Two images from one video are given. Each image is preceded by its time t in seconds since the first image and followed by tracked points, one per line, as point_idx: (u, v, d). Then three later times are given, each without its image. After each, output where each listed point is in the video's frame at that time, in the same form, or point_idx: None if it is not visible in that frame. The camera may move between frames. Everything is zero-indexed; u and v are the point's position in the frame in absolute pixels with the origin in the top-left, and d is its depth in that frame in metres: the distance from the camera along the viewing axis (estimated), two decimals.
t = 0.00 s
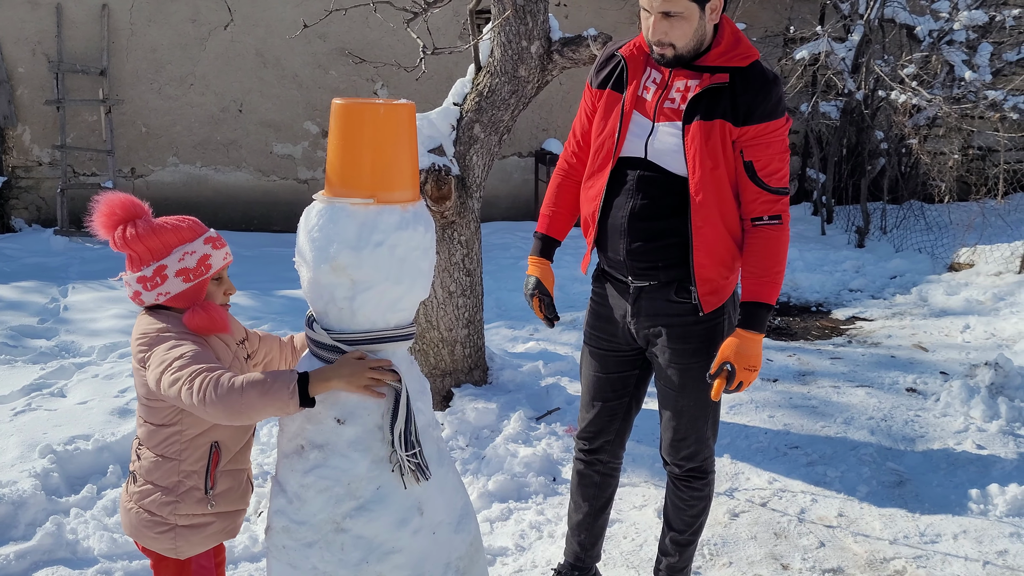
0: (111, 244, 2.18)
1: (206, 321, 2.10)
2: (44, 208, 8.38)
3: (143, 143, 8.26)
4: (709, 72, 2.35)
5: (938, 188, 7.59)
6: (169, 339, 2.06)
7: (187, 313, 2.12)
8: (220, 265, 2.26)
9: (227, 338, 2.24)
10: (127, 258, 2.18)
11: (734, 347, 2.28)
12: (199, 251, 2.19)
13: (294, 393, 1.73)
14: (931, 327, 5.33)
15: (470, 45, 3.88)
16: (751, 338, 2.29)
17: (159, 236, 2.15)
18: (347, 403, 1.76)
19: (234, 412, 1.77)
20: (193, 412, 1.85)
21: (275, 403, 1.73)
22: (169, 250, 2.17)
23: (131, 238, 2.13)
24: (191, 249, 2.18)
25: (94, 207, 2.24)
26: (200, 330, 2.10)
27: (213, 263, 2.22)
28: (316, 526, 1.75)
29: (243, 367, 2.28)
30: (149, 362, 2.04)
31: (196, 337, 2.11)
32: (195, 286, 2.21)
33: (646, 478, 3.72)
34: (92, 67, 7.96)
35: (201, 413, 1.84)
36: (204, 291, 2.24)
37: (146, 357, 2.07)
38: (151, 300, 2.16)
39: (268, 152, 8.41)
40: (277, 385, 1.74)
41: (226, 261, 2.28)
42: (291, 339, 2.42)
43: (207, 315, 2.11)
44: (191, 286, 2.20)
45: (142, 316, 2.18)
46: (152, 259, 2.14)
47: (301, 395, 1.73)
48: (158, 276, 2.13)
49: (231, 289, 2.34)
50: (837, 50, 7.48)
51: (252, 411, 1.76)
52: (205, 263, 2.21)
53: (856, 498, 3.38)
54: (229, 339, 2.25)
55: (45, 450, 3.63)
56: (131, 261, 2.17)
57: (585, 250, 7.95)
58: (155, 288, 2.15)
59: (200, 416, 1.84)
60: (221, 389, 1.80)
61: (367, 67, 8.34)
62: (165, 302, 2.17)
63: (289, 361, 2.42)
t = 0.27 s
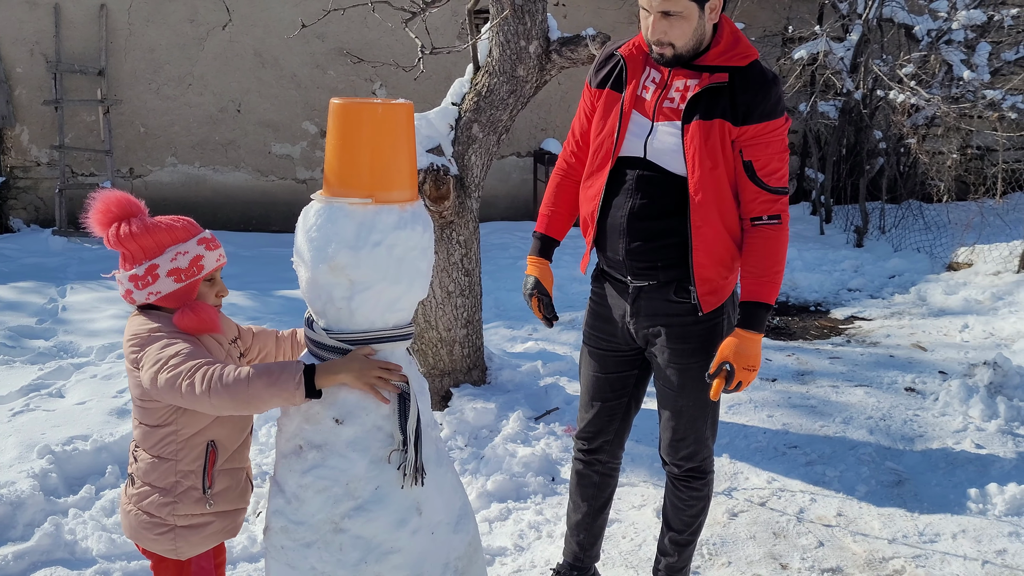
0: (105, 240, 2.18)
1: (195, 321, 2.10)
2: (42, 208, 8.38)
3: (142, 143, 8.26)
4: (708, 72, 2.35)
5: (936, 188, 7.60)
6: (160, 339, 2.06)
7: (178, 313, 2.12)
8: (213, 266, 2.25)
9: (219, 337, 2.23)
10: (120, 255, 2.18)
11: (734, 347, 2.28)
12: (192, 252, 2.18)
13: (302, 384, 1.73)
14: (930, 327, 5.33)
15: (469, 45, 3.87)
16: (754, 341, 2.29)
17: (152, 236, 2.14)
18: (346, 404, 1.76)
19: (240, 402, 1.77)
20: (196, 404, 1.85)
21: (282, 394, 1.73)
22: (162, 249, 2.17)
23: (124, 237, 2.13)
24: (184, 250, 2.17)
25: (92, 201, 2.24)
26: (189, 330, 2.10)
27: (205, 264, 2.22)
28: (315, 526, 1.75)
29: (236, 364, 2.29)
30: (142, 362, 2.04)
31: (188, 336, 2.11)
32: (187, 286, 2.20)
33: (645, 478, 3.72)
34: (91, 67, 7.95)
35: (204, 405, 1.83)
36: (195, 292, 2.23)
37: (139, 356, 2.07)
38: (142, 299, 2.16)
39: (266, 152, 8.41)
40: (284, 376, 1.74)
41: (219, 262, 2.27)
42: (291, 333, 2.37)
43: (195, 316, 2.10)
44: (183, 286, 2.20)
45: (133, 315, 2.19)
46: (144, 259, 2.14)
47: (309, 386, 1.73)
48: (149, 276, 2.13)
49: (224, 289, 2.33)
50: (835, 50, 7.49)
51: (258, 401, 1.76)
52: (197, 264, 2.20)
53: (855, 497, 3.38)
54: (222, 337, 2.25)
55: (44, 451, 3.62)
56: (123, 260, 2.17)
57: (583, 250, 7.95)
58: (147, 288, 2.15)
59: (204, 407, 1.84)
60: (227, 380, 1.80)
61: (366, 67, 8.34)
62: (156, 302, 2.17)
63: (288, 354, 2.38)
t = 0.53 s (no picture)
0: (96, 243, 2.17)
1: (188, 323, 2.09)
2: (40, 209, 8.37)
3: (140, 144, 8.25)
4: (708, 71, 2.35)
5: (935, 187, 7.60)
6: (153, 342, 2.06)
7: (170, 315, 2.10)
8: (205, 267, 2.25)
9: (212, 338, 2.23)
10: (112, 257, 2.18)
11: (729, 343, 2.27)
12: (184, 253, 2.18)
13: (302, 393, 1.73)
14: (928, 326, 5.33)
15: (466, 44, 3.87)
16: (750, 344, 2.28)
17: (143, 237, 2.14)
18: (345, 404, 1.76)
19: (238, 407, 1.78)
20: (192, 407, 1.85)
21: (280, 402, 1.73)
22: (153, 251, 2.17)
23: (115, 238, 2.13)
24: (176, 250, 2.17)
25: (82, 204, 2.23)
26: (182, 332, 2.09)
27: (197, 265, 2.21)
28: (312, 526, 1.75)
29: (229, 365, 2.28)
30: (136, 363, 2.03)
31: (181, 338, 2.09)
32: (179, 287, 2.20)
33: (643, 478, 3.72)
34: (89, 67, 7.94)
35: (201, 408, 1.83)
36: (187, 294, 2.23)
37: (132, 358, 2.07)
38: (134, 301, 2.16)
39: (264, 152, 8.41)
40: (283, 384, 1.73)
41: (211, 263, 2.27)
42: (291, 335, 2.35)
43: (187, 318, 2.09)
44: (175, 287, 2.20)
45: (126, 317, 2.18)
46: (136, 260, 2.14)
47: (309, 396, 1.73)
48: (141, 277, 2.13)
49: (216, 290, 2.33)
50: (833, 50, 7.49)
51: (256, 408, 1.76)
52: (189, 265, 2.20)
53: (853, 497, 3.38)
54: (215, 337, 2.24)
55: (41, 452, 3.62)
56: (115, 261, 2.16)
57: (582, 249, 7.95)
58: (139, 289, 2.15)
59: (201, 410, 1.84)
60: (226, 385, 1.80)
61: (364, 67, 8.34)
62: (148, 304, 2.17)
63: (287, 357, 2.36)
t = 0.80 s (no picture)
0: (93, 245, 2.17)
1: (186, 324, 2.08)
2: (38, 210, 8.36)
3: (138, 145, 8.24)
4: (709, 72, 2.35)
5: (933, 188, 7.61)
6: (152, 343, 2.05)
7: (168, 316, 2.10)
8: (203, 268, 2.25)
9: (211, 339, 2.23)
10: (108, 259, 2.18)
11: (712, 324, 2.22)
12: (182, 254, 2.18)
13: (303, 393, 1.72)
14: (927, 326, 5.34)
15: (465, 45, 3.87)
16: (731, 333, 2.22)
17: (141, 239, 2.14)
18: (345, 404, 1.76)
19: (240, 407, 1.77)
20: (194, 407, 1.85)
21: (282, 402, 1.72)
22: (151, 252, 2.16)
23: (112, 241, 2.12)
24: (173, 252, 2.17)
25: (78, 206, 2.23)
26: (181, 333, 2.08)
27: (195, 266, 2.21)
28: (312, 527, 1.75)
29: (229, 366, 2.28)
30: (135, 364, 2.03)
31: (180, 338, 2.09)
32: (177, 288, 2.20)
33: (642, 479, 3.72)
34: (87, 68, 7.94)
35: (203, 409, 1.83)
36: (185, 294, 2.23)
37: (132, 358, 2.07)
38: (133, 303, 2.16)
39: (263, 153, 8.42)
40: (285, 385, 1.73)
41: (209, 263, 2.27)
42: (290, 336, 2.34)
43: (186, 319, 2.09)
44: (173, 288, 2.20)
45: (124, 319, 2.18)
46: (133, 262, 2.14)
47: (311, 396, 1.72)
48: (139, 279, 2.13)
49: (215, 290, 2.33)
50: (832, 50, 7.51)
51: (258, 408, 1.75)
52: (187, 266, 2.20)
53: (852, 497, 3.38)
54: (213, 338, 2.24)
55: (40, 453, 3.62)
56: (113, 264, 2.16)
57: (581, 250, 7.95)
58: (137, 291, 2.15)
59: (203, 410, 1.84)
60: (229, 384, 1.79)
61: (362, 68, 8.34)
62: (147, 305, 2.17)
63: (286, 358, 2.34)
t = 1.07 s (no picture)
0: (95, 250, 2.17)
1: (191, 324, 2.08)
2: (37, 212, 8.36)
3: (138, 146, 8.24)
4: (709, 74, 2.36)
5: (932, 189, 7.62)
6: (157, 345, 2.05)
7: (173, 317, 2.10)
8: (205, 269, 2.25)
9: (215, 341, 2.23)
10: (110, 264, 2.18)
11: (679, 295, 2.18)
12: (184, 255, 2.18)
13: (307, 394, 1.72)
14: (926, 327, 5.35)
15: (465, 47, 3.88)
16: (695, 307, 2.18)
17: (143, 241, 2.14)
18: (346, 405, 1.76)
19: (245, 408, 1.77)
20: (199, 408, 1.84)
21: (287, 403, 1.72)
22: (153, 254, 2.16)
23: (113, 244, 2.12)
24: (175, 253, 2.17)
25: (76, 213, 2.23)
26: (186, 333, 2.08)
27: (197, 267, 2.22)
28: (313, 528, 1.75)
29: (233, 367, 2.28)
30: (141, 364, 2.03)
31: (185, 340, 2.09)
32: (180, 290, 2.20)
33: (642, 480, 3.72)
34: (86, 70, 7.94)
35: (208, 410, 1.83)
36: (188, 295, 2.23)
37: (137, 360, 2.07)
38: (136, 306, 2.16)
39: (262, 155, 8.42)
40: (291, 385, 1.73)
41: (210, 264, 2.27)
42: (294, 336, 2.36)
43: (191, 319, 2.08)
44: (176, 290, 2.19)
45: (128, 322, 2.18)
46: (136, 265, 2.14)
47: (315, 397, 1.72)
48: (142, 281, 2.13)
49: (217, 292, 2.33)
50: (830, 51, 7.52)
51: (263, 409, 1.75)
52: (189, 267, 2.20)
53: (852, 498, 3.39)
54: (217, 338, 2.24)
55: (40, 454, 3.61)
56: (115, 268, 2.16)
57: (580, 251, 7.95)
58: (140, 293, 2.14)
59: (208, 411, 1.83)
60: (233, 386, 1.79)
61: (362, 69, 8.34)
62: (150, 308, 2.17)
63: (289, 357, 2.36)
